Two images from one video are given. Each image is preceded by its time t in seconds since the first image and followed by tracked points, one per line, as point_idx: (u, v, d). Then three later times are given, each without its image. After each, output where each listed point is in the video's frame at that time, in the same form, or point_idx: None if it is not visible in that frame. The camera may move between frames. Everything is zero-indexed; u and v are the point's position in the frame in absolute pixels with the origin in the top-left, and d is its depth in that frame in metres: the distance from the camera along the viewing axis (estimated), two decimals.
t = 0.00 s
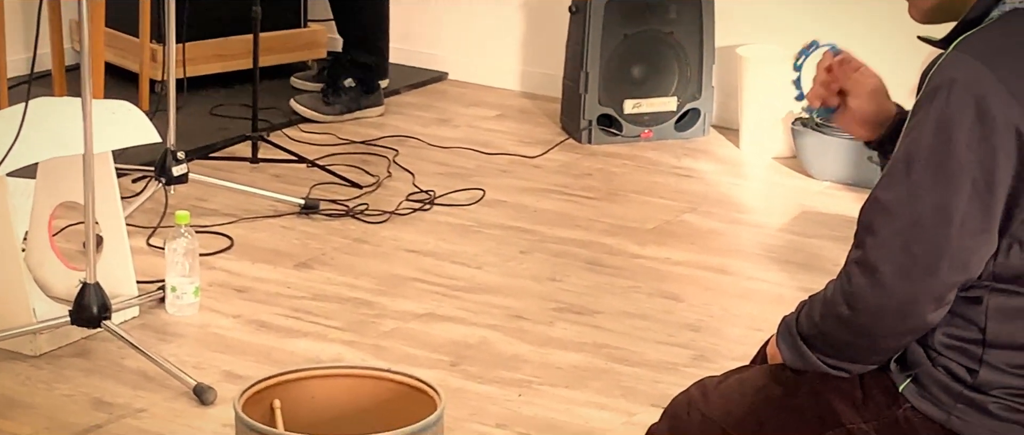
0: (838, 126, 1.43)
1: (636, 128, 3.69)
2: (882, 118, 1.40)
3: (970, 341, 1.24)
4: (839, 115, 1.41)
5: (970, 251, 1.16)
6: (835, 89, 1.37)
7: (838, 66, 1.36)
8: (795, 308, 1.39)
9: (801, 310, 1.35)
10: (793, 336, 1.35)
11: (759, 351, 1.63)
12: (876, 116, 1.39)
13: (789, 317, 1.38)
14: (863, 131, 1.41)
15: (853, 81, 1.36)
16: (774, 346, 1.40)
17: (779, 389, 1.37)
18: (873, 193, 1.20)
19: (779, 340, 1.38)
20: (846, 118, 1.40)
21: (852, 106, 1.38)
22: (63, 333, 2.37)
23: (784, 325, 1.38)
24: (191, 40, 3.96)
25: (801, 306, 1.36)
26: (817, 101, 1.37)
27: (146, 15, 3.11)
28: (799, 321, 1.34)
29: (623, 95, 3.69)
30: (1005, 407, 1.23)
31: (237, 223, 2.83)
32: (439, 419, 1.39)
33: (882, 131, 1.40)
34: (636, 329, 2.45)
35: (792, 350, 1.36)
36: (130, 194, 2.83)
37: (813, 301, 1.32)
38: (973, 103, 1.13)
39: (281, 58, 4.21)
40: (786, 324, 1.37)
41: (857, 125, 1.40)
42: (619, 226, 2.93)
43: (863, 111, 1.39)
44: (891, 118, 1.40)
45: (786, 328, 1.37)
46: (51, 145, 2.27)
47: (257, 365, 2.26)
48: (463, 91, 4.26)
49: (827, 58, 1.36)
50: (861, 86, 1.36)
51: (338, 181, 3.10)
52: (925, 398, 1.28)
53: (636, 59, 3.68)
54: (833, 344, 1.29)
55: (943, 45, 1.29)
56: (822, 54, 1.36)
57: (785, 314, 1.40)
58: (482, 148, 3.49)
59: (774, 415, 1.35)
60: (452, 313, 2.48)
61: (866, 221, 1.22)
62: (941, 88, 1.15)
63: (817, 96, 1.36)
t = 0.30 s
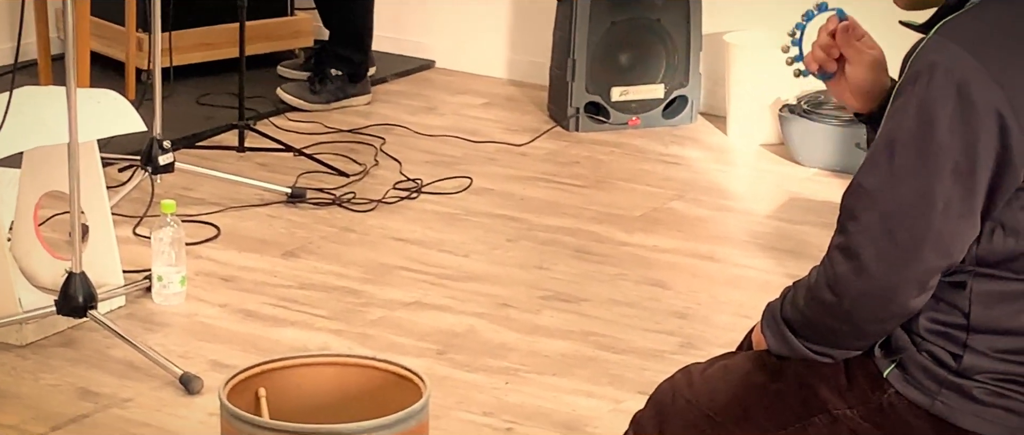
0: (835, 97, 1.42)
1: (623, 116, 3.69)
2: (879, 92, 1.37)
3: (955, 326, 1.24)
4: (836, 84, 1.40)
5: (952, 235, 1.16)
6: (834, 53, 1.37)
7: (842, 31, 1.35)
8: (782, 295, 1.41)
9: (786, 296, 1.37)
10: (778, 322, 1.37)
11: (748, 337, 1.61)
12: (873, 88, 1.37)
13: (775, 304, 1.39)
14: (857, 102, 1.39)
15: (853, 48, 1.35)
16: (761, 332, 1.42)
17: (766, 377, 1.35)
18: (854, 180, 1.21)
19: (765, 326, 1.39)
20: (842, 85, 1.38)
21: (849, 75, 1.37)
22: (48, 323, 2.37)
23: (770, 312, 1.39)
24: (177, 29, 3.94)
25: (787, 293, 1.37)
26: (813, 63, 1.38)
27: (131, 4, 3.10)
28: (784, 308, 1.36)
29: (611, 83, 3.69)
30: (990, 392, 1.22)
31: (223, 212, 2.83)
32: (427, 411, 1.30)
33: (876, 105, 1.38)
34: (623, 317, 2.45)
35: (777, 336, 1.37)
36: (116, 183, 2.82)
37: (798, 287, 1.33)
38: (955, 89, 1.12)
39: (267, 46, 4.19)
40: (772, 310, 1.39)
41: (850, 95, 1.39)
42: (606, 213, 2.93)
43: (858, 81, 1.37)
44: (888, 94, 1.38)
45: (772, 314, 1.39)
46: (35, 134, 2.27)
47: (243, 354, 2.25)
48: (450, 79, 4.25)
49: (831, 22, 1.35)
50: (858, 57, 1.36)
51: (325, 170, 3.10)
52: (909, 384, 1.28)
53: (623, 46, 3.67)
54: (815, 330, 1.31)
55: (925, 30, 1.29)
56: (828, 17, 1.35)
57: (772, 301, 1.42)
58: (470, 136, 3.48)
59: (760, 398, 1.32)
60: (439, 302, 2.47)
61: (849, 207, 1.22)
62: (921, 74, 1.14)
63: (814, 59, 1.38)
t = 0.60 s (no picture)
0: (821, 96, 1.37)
1: (612, 102, 3.69)
2: (860, 86, 1.32)
3: (940, 309, 1.23)
4: (819, 82, 1.34)
5: (938, 218, 1.14)
6: (813, 53, 1.31)
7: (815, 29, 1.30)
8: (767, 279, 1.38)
9: (772, 279, 1.34)
10: (764, 306, 1.34)
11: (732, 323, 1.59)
12: (854, 83, 1.31)
13: (761, 287, 1.37)
14: (841, 97, 1.34)
15: (831, 46, 1.30)
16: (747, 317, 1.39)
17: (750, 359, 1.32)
18: (838, 163, 1.19)
19: (750, 309, 1.37)
20: (823, 84, 1.33)
21: (829, 73, 1.32)
22: (36, 311, 2.36)
23: (756, 295, 1.37)
24: (164, 17, 3.93)
25: (773, 276, 1.35)
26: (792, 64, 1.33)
27: None
28: (769, 291, 1.33)
29: (599, 69, 3.68)
30: (976, 375, 1.21)
31: (212, 199, 2.82)
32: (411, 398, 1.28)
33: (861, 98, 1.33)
34: (612, 302, 2.44)
35: (763, 321, 1.35)
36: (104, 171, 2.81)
37: (783, 270, 1.31)
38: (939, 72, 1.12)
39: (255, 34, 4.18)
40: (758, 294, 1.36)
41: (835, 92, 1.33)
42: (595, 199, 2.93)
43: (840, 77, 1.31)
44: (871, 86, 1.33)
45: (757, 298, 1.36)
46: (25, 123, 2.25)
47: (231, 342, 2.25)
48: (438, 66, 4.24)
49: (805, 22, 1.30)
50: (837, 53, 1.29)
51: (313, 157, 3.09)
52: (896, 368, 1.26)
53: (612, 32, 3.67)
54: (801, 314, 1.29)
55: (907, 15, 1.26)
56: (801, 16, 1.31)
57: (758, 285, 1.39)
58: (458, 122, 3.48)
59: (746, 384, 1.29)
60: (427, 288, 2.47)
61: (834, 190, 1.20)
62: (906, 57, 1.14)
63: (794, 60, 1.33)
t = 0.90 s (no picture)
0: (799, 125, 1.41)
1: (603, 87, 3.68)
2: (833, 95, 1.36)
3: (930, 292, 1.20)
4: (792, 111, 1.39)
5: (927, 203, 1.13)
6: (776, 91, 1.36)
7: (766, 74, 1.34)
8: (757, 263, 1.36)
9: (762, 263, 1.32)
10: (754, 290, 1.32)
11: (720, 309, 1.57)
12: (826, 95, 1.36)
13: (751, 271, 1.34)
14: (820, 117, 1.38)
15: (785, 77, 1.34)
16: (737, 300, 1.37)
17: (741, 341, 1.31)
18: (827, 146, 1.16)
19: (740, 292, 1.34)
20: (800, 113, 1.37)
21: (799, 99, 1.36)
22: (25, 298, 2.36)
23: (745, 278, 1.34)
24: (154, 3, 3.92)
25: (763, 260, 1.33)
26: (763, 108, 1.37)
27: None
28: (759, 276, 1.31)
29: (591, 54, 3.68)
30: (965, 358, 1.19)
31: (202, 186, 2.82)
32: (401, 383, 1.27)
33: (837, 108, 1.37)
34: (603, 287, 2.44)
35: (753, 304, 1.32)
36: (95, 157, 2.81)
37: (772, 254, 1.28)
38: (928, 55, 1.10)
39: (246, 20, 4.17)
40: (748, 277, 1.34)
41: (812, 115, 1.37)
42: (586, 184, 2.92)
43: (811, 99, 1.36)
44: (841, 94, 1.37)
45: (747, 281, 1.33)
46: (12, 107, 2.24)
47: (221, 328, 2.25)
48: (430, 51, 4.23)
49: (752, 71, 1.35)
50: (796, 80, 1.34)
51: (304, 142, 3.09)
52: (885, 351, 1.23)
53: (604, 16, 3.66)
54: (791, 298, 1.26)
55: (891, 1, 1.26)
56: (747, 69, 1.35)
57: (748, 269, 1.37)
58: (450, 108, 3.47)
59: (737, 368, 1.28)
60: (418, 273, 2.47)
61: (823, 174, 1.18)
62: (895, 41, 1.11)
63: (762, 107, 1.37)
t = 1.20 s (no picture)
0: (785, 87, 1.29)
1: (600, 72, 3.67)
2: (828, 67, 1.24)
3: (923, 275, 1.18)
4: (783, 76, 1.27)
5: (917, 186, 1.09)
6: (769, 51, 1.24)
7: (766, 30, 1.23)
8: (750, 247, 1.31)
9: (754, 247, 1.27)
10: (745, 274, 1.27)
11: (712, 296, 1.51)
12: (821, 67, 1.24)
13: (743, 255, 1.29)
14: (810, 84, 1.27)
15: (788, 42, 1.23)
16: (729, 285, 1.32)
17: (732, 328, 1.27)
18: (819, 127, 1.13)
19: (732, 276, 1.29)
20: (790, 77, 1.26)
21: (794, 66, 1.25)
22: (19, 285, 2.36)
23: (737, 262, 1.29)
24: None
25: (755, 243, 1.28)
26: (754, 67, 1.25)
27: None
28: (751, 259, 1.26)
29: (587, 40, 3.66)
30: (959, 341, 1.17)
31: (197, 172, 2.81)
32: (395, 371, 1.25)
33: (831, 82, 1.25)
34: (599, 272, 2.44)
35: (745, 288, 1.27)
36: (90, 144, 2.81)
37: (764, 238, 1.24)
38: (920, 36, 1.07)
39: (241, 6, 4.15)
40: (741, 261, 1.29)
41: (803, 80, 1.26)
42: (582, 170, 2.92)
43: (806, 67, 1.24)
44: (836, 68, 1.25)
45: (739, 265, 1.29)
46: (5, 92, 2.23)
47: (216, 314, 2.24)
48: (426, 37, 4.22)
49: (752, 26, 1.23)
50: (795, 46, 1.22)
51: (300, 129, 3.08)
52: (878, 334, 1.20)
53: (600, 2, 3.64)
54: (782, 282, 1.22)
55: None
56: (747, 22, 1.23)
57: (740, 253, 1.32)
58: (446, 93, 3.46)
59: (728, 354, 1.25)
60: (413, 259, 2.47)
61: (813, 156, 1.14)
62: (887, 21, 1.09)
63: (753, 65, 1.25)
